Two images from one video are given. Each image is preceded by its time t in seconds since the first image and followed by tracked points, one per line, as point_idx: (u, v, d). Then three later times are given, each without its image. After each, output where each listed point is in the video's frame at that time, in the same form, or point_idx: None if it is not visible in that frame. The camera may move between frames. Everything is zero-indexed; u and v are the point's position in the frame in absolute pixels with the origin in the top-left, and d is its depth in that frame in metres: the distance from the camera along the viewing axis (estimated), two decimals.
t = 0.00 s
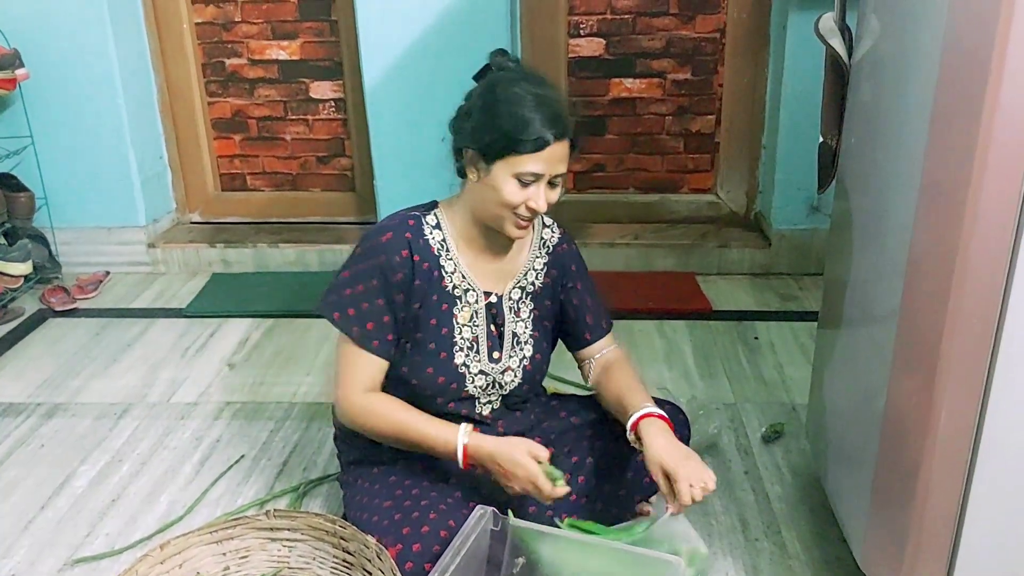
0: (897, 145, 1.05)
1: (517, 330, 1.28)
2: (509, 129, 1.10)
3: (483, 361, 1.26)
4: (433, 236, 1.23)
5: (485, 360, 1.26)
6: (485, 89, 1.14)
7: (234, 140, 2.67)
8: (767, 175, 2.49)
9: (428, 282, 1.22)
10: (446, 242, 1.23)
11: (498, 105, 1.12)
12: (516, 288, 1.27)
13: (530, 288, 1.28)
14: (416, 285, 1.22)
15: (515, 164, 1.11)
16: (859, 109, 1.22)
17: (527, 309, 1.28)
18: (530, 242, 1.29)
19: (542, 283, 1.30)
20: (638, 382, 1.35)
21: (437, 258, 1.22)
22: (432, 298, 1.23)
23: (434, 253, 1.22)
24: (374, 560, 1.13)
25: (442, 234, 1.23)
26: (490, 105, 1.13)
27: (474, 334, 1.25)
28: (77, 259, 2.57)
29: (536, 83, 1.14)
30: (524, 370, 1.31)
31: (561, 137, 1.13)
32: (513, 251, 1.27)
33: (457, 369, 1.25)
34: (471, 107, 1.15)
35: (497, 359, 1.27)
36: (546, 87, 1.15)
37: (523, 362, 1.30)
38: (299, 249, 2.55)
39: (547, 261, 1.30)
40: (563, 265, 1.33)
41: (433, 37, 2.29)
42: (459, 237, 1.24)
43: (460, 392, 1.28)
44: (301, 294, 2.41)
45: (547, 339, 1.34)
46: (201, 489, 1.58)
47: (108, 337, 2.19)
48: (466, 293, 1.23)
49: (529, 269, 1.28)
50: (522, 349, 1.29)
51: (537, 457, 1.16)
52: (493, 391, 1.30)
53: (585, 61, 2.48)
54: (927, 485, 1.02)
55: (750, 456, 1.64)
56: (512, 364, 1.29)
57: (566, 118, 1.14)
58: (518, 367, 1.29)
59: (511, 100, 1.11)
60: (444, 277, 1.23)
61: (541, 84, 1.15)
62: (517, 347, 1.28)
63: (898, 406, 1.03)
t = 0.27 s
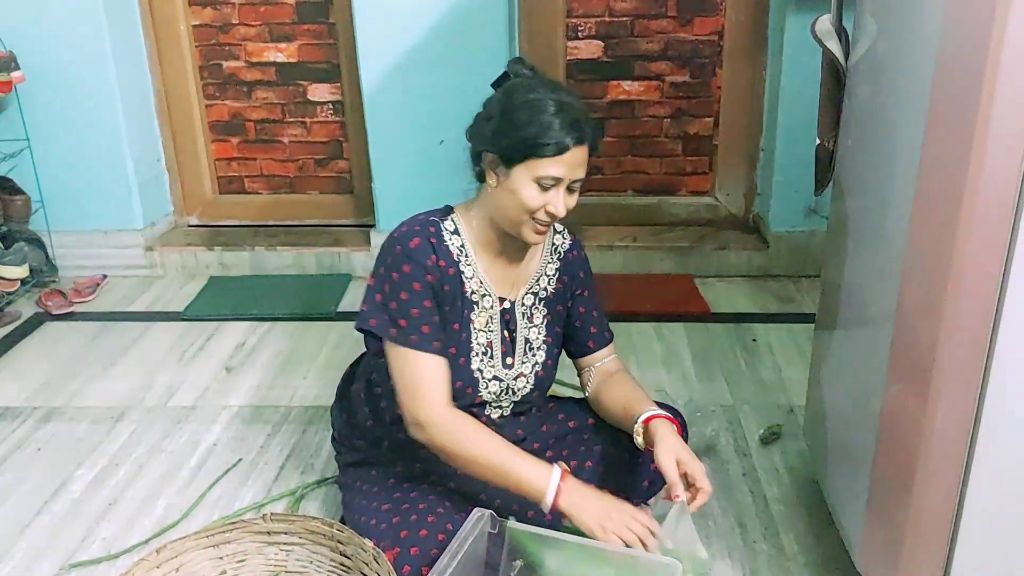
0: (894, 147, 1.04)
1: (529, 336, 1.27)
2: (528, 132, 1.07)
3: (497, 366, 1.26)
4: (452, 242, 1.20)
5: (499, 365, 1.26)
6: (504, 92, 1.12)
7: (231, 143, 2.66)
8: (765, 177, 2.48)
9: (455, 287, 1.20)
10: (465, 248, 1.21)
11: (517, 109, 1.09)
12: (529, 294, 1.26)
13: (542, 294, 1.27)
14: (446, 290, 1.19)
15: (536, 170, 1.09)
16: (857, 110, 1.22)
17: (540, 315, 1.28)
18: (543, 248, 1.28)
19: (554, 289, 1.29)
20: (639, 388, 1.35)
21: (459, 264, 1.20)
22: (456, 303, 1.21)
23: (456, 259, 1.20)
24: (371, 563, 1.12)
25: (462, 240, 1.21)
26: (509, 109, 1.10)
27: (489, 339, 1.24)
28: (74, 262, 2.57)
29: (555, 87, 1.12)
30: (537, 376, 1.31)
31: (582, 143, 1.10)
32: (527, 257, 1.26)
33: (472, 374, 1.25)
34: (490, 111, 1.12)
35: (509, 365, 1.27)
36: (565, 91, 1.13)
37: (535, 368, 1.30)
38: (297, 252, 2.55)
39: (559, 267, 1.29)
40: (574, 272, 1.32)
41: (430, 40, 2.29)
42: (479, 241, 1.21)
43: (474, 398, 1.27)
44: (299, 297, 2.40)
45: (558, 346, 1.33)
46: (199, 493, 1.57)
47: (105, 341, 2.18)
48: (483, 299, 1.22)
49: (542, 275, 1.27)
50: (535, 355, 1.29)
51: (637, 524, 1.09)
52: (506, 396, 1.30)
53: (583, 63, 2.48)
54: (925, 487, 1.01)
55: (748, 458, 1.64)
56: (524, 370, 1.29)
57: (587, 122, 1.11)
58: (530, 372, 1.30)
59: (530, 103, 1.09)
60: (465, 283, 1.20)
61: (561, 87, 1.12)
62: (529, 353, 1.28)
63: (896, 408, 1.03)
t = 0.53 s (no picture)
0: (892, 148, 1.04)
1: (541, 342, 1.27)
2: (552, 139, 1.06)
3: (508, 371, 1.26)
4: (469, 247, 1.19)
5: (509, 371, 1.26)
6: (527, 96, 1.11)
7: (230, 146, 2.66)
8: (765, 180, 2.48)
9: (471, 294, 1.19)
10: (482, 253, 1.20)
11: (540, 115, 1.08)
12: (542, 300, 1.26)
13: (555, 300, 1.27)
14: (461, 296, 1.19)
15: (559, 176, 1.08)
16: (855, 112, 1.22)
17: (553, 322, 1.28)
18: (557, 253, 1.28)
19: (566, 295, 1.29)
20: (646, 394, 1.36)
21: (475, 270, 1.19)
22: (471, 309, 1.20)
23: (473, 266, 1.19)
24: (369, 567, 1.12)
25: (479, 245, 1.20)
26: (532, 114, 1.09)
27: (501, 345, 1.24)
28: (73, 265, 2.56)
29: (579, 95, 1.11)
30: (546, 381, 1.31)
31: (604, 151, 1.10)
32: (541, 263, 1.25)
33: (484, 379, 1.25)
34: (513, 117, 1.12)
35: (520, 371, 1.27)
36: (587, 99, 1.12)
37: (546, 373, 1.30)
38: (296, 255, 2.55)
39: (572, 273, 1.29)
40: (586, 279, 1.32)
41: (429, 42, 2.29)
42: (495, 245, 1.20)
43: (484, 403, 1.28)
44: (298, 300, 2.40)
45: (566, 353, 1.34)
46: (197, 496, 1.57)
47: (104, 344, 2.18)
48: (497, 304, 1.21)
49: (556, 281, 1.27)
50: (545, 360, 1.29)
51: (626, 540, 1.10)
52: (514, 402, 1.30)
53: (582, 66, 2.48)
54: (923, 490, 1.01)
55: (747, 460, 1.64)
56: (535, 376, 1.29)
57: (609, 129, 1.11)
58: (540, 378, 1.30)
59: (554, 109, 1.08)
60: (481, 289, 1.20)
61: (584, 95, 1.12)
62: (540, 358, 1.28)
63: (896, 411, 1.03)
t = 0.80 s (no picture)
0: (891, 150, 1.04)
1: (543, 343, 1.27)
2: (556, 141, 1.06)
3: (509, 373, 1.26)
4: (471, 248, 1.19)
5: (510, 373, 1.26)
6: (532, 99, 1.11)
7: (230, 149, 2.67)
8: (764, 182, 2.48)
9: (472, 295, 1.19)
10: (484, 254, 1.20)
11: (545, 117, 1.09)
12: (543, 302, 1.26)
13: (556, 301, 1.27)
14: (462, 297, 1.19)
15: (562, 177, 1.08)
16: (853, 114, 1.22)
17: (554, 323, 1.28)
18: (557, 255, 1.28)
19: (568, 297, 1.29)
20: (644, 394, 1.36)
21: (477, 271, 1.19)
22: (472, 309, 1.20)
23: (474, 267, 1.19)
24: (369, 568, 1.12)
25: (480, 246, 1.20)
26: (536, 116, 1.10)
27: (502, 346, 1.24)
28: (74, 268, 2.57)
29: (583, 99, 1.12)
30: (547, 383, 1.32)
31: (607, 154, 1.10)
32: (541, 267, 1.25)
33: (484, 380, 1.25)
34: (517, 120, 1.12)
35: (521, 372, 1.27)
36: (592, 103, 1.13)
37: (546, 375, 1.30)
38: (296, 258, 2.55)
39: (573, 274, 1.30)
40: (586, 281, 1.32)
41: (429, 45, 2.29)
42: (497, 246, 1.21)
43: (485, 405, 1.27)
44: (298, 303, 2.40)
45: (567, 355, 1.34)
46: (198, 498, 1.57)
47: (104, 347, 2.19)
48: (499, 305, 1.21)
49: (557, 283, 1.27)
50: (546, 362, 1.29)
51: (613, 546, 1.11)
52: (514, 405, 1.30)
53: (582, 68, 2.48)
54: (922, 491, 1.01)
55: (747, 461, 1.64)
56: (536, 377, 1.29)
57: (612, 134, 1.11)
58: (541, 380, 1.30)
59: (558, 111, 1.08)
60: (483, 290, 1.20)
61: (588, 100, 1.13)
62: (541, 360, 1.28)
63: (895, 412, 1.03)
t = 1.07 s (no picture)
0: (892, 149, 1.04)
1: (543, 344, 1.27)
2: (559, 142, 1.07)
3: (511, 375, 1.26)
4: (471, 251, 1.19)
5: (512, 374, 1.26)
6: (534, 97, 1.11)
7: (231, 149, 2.67)
8: (765, 181, 2.48)
9: (473, 297, 1.19)
10: (484, 255, 1.20)
11: (548, 115, 1.09)
12: (544, 302, 1.26)
13: (557, 301, 1.28)
14: (464, 300, 1.19)
15: (564, 178, 1.08)
16: (854, 113, 1.22)
17: (555, 323, 1.28)
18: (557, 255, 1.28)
19: (568, 296, 1.30)
20: (644, 393, 1.36)
21: (478, 273, 1.19)
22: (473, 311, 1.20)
23: (475, 269, 1.19)
24: (370, 567, 1.12)
25: (481, 248, 1.20)
26: (538, 114, 1.10)
27: (503, 347, 1.23)
28: (75, 268, 2.57)
29: (585, 99, 1.12)
30: (548, 383, 1.32)
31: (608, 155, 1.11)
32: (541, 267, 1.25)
33: (486, 382, 1.24)
34: (518, 117, 1.12)
35: (522, 373, 1.27)
36: (593, 104, 1.13)
37: (547, 375, 1.30)
38: (297, 257, 2.55)
39: (573, 274, 1.30)
40: (586, 281, 1.33)
41: (429, 45, 2.29)
42: (496, 246, 1.21)
43: (486, 406, 1.27)
44: (299, 302, 2.41)
45: (568, 355, 1.34)
46: (199, 497, 1.57)
47: (106, 346, 2.19)
48: (501, 306, 1.21)
49: (557, 283, 1.27)
50: (547, 362, 1.29)
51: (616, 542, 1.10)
52: (516, 405, 1.30)
53: (582, 68, 2.48)
54: (923, 490, 1.01)
55: (748, 461, 1.64)
56: (537, 378, 1.29)
57: (614, 138, 1.12)
58: (541, 380, 1.30)
59: (560, 111, 1.08)
60: (484, 292, 1.20)
61: (589, 100, 1.13)
62: (543, 360, 1.28)
63: (896, 410, 1.03)
